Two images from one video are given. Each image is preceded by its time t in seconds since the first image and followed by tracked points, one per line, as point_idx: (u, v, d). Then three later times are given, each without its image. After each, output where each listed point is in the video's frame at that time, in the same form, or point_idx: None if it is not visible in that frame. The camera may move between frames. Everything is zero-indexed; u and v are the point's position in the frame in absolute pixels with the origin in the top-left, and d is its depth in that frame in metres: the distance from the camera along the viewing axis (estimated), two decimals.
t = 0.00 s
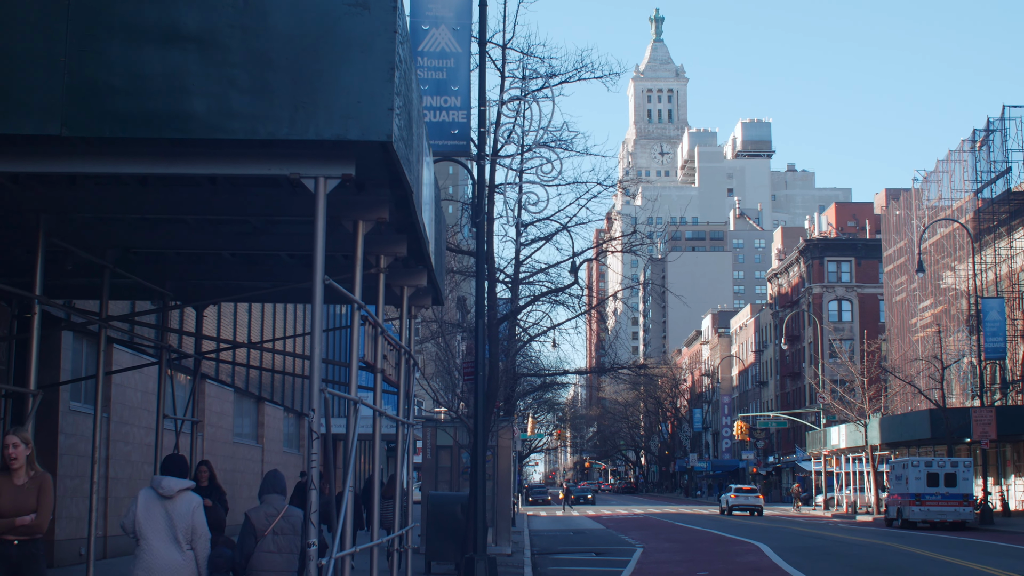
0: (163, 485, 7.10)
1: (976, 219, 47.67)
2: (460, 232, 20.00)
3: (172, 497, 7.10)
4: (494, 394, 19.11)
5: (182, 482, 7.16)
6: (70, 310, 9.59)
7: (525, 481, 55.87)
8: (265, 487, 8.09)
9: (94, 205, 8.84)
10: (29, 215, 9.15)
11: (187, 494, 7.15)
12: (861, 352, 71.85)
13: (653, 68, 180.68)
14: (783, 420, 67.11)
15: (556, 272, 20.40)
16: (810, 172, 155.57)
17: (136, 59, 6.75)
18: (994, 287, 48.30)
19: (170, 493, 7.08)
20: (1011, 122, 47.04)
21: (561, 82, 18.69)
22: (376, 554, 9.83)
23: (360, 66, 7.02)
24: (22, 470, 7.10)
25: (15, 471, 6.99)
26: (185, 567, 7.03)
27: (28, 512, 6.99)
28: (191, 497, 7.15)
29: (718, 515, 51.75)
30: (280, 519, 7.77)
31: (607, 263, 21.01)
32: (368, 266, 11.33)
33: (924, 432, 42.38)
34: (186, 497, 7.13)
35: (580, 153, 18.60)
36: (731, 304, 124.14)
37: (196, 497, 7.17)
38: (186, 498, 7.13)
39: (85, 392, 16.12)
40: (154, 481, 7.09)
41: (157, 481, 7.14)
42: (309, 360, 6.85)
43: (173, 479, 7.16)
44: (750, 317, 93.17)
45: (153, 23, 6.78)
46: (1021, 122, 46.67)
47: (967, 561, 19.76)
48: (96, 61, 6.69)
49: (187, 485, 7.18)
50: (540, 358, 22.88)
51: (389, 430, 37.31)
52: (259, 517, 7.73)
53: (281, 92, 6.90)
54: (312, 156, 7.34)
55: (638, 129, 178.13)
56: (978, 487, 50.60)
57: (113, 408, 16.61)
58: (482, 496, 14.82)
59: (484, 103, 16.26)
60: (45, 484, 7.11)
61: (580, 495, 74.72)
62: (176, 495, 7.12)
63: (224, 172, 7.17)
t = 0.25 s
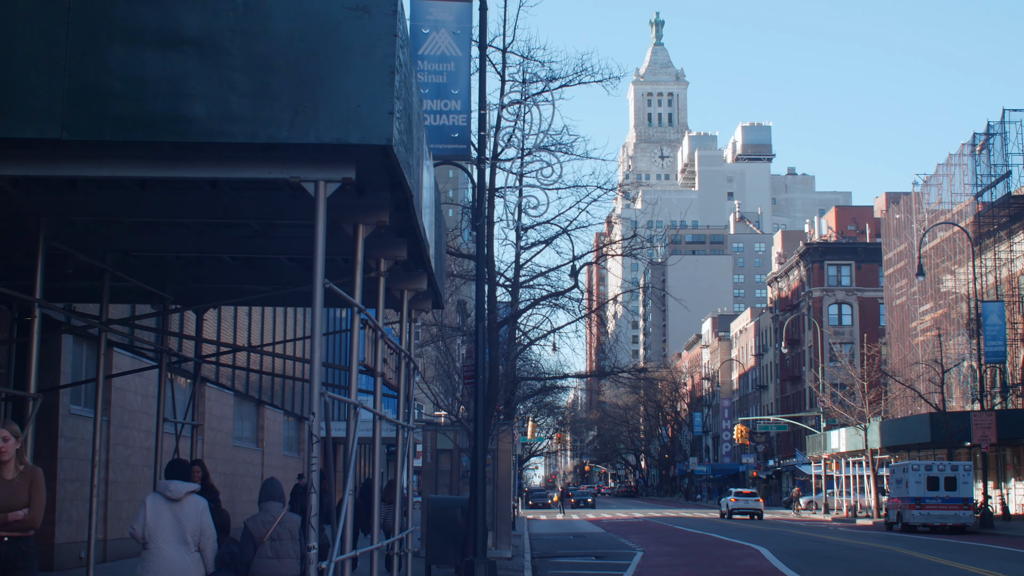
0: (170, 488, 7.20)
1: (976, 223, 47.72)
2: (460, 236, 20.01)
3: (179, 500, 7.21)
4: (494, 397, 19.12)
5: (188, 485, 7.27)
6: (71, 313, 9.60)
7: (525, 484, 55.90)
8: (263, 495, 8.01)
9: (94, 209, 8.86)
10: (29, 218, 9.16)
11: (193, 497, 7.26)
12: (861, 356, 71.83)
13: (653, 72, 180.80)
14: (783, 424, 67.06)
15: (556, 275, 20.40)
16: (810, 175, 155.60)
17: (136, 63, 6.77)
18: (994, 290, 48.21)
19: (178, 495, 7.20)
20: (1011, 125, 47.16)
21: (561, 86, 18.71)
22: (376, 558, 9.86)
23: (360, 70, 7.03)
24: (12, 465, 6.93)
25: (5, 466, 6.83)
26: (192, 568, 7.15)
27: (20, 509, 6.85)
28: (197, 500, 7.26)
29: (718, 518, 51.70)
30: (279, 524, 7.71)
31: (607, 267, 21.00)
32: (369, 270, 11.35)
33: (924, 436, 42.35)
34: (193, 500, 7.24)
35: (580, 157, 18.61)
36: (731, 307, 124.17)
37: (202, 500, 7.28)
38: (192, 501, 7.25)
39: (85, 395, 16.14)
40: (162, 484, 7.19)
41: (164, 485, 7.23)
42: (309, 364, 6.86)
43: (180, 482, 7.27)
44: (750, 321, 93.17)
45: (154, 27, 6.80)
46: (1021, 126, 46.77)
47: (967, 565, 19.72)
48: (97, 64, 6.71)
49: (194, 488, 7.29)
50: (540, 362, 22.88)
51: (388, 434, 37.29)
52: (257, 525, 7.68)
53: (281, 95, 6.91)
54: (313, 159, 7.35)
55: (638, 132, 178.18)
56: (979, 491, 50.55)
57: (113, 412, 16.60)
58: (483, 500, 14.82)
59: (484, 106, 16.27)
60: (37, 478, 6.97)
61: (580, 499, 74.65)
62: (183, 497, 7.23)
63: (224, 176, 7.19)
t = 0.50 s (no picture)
0: (168, 493, 7.14)
1: (976, 226, 47.70)
2: (460, 238, 20.04)
3: (179, 504, 7.14)
4: (495, 400, 19.13)
5: (188, 489, 7.21)
6: (71, 316, 9.60)
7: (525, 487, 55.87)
8: (266, 495, 8.15)
9: (95, 211, 8.84)
10: (30, 221, 9.17)
11: (193, 499, 7.18)
12: (861, 358, 71.84)
13: (654, 75, 180.97)
14: (783, 426, 67.03)
15: (556, 278, 20.39)
16: (810, 178, 155.67)
17: (137, 66, 6.78)
18: (994, 293, 48.32)
19: (176, 500, 7.12)
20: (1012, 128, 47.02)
21: (561, 88, 18.72)
22: (376, 560, 9.86)
23: (360, 73, 7.04)
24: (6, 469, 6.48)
25: None
26: (194, 569, 7.07)
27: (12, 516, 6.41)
28: (196, 502, 7.18)
29: (718, 521, 51.71)
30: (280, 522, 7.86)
31: (607, 270, 21.00)
32: (369, 272, 11.36)
33: (925, 438, 42.33)
34: (193, 502, 7.17)
35: (580, 159, 18.61)
36: (731, 310, 124.18)
37: (202, 502, 7.19)
38: (193, 503, 7.17)
39: (86, 398, 16.16)
40: (161, 488, 7.12)
41: (164, 489, 7.16)
42: (310, 366, 6.86)
43: (179, 486, 7.20)
44: (750, 323, 93.19)
45: (155, 31, 6.81)
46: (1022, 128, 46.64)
47: (967, 568, 19.66)
48: (98, 68, 6.72)
49: (194, 491, 7.23)
50: (541, 365, 22.88)
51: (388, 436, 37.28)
52: (258, 523, 7.83)
53: (281, 98, 6.93)
54: (313, 163, 7.36)
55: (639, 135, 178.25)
56: (980, 493, 50.51)
57: (114, 415, 16.63)
58: (483, 503, 14.81)
59: (484, 109, 16.26)
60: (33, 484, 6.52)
61: (581, 501, 74.61)
62: (183, 501, 7.16)
63: (224, 178, 7.20)
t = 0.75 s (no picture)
0: (169, 491, 7.17)
1: (976, 228, 47.67)
2: (461, 241, 20.06)
3: (178, 502, 7.15)
4: (495, 403, 19.14)
5: (188, 487, 7.23)
6: (71, 319, 9.61)
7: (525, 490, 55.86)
8: (277, 502, 8.40)
9: (95, 213, 8.84)
10: (30, 225, 9.18)
11: (193, 497, 7.20)
12: (862, 361, 71.82)
13: (654, 78, 181.07)
14: (784, 429, 67.01)
15: (557, 280, 20.41)
16: (810, 181, 155.71)
17: (138, 69, 6.79)
18: (994, 295, 48.39)
19: (176, 498, 7.15)
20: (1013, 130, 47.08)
21: (561, 91, 18.75)
22: (376, 564, 9.80)
23: (360, 77, 7.05)
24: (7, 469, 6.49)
25: None
26: (195, 568, 7.05)
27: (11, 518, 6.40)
28: (196, 500, 7.18)
29: (718, 524, 51.67)
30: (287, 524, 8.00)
31: (608, 273, 21.01)
32: (370, 275, 11.36)
33: (925, 441, 42.32)
34: (192, 500, 7.17)
35: (581, 162, 18.63)
36: (732, 312, 124.16)
37: (202, 500, 7.20)
38: (193, 501, 7.17)
39: (87, 401, 16.18)
40: (162, 487, 7.17)
41: (165, 488, 7.21)
42: (310, 370, 6.86)
43: (180, 485, 7.23)
44: (750, 326, 93.18)
45: (154, 33, 6.82)
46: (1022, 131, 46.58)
47: (967, 570, 19.62)
48: (98, 70, 6.73)
49: (194, 489, 7.23)
50: (541, 368, 22.88)
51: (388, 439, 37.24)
52: (266, 527, 7.97)
53: (281, 102, 6.93)
54: (313, 166, 7.36)
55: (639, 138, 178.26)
56: (980, 496, 50.45)
57: (115, 417, 16.65)
58: (483, 506, 14.80)
59: (484, 112, 16.27)
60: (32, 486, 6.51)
61: (581, 504, 74.56)
62: (183, 499, 7.18)
63: (224, 181, 7.20)
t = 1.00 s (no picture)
0: (178, 500, 7.19)
1: (977, 230, 47.64)
2: (461, 244, 20.07)
3: (186, 511, 7.17)
4: (495, 405, 19.14)
5: (197, 496, 7.24)
6: (72, 322, 9.63)
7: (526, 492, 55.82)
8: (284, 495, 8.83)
9: (96, 216, 8.85)
10: (31, 228, 9.20)
11: (201, 507, 7.21)
12: (862, 363, 71.84)
13: (654, 80, 181.16)
14: (784, 432, 67.01)
15: (557, 283, 20.41)
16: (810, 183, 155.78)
17: (138, 72, 6.80)
18: (995, 298, 48.50)
19: (184, 506, 7.16)
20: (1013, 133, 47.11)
21: (561, 94, 18.76)
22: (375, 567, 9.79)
23: (361, 79, 7.06)
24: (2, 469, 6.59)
25: None
26: None
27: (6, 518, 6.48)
28: (204, 509, 7.19)
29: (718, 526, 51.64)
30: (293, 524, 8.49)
31: (608, 275, 21.01)
32: (370, 278, 11.36)
33: (925, 443, 42.31)
34: (200, 510, 7.18)
35: (581, 165, 18.65)
36: (732, 314, 124.13)
37: (210, 510, 7.21)
38: (200, 511, 7.19)
39: (87, 404, 16.19)
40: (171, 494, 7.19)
41: (175, 496, 7.24)
42: (310, 373, 6.86)
43: (189, 493, 7.25)
44: (750, 328, 93.20)
45: (154, 36, 6.83)
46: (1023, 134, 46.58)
47: (966, 572, 19.65)
48: (99, 73, 6.74)
49: (203, 499, 7.25)
50: (541, 370, 22.89)
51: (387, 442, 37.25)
52: (277, 524, 8.48)
53: (281, 104, 6.94)
54: (313, 168, 7.37)
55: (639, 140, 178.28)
56: (981, 498, 50.46)
57: (115, 420, 16.67)
58: (484, 508, 14.81)
59: (484, 115, 16.28)
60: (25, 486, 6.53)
61: (582, 506, 74.53)
62: (191, 508, 7.19)
63: (224, 184, 7.22)
